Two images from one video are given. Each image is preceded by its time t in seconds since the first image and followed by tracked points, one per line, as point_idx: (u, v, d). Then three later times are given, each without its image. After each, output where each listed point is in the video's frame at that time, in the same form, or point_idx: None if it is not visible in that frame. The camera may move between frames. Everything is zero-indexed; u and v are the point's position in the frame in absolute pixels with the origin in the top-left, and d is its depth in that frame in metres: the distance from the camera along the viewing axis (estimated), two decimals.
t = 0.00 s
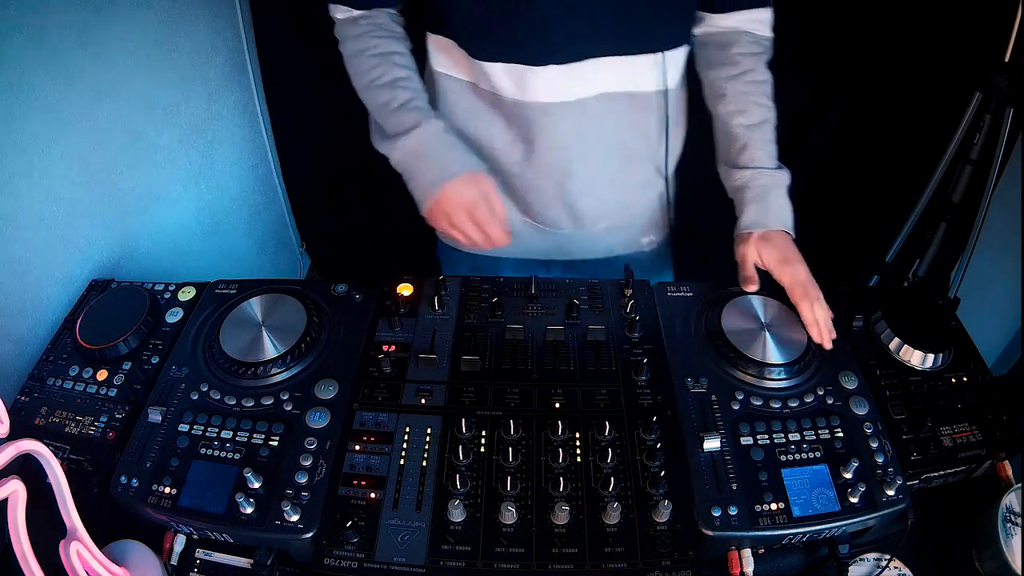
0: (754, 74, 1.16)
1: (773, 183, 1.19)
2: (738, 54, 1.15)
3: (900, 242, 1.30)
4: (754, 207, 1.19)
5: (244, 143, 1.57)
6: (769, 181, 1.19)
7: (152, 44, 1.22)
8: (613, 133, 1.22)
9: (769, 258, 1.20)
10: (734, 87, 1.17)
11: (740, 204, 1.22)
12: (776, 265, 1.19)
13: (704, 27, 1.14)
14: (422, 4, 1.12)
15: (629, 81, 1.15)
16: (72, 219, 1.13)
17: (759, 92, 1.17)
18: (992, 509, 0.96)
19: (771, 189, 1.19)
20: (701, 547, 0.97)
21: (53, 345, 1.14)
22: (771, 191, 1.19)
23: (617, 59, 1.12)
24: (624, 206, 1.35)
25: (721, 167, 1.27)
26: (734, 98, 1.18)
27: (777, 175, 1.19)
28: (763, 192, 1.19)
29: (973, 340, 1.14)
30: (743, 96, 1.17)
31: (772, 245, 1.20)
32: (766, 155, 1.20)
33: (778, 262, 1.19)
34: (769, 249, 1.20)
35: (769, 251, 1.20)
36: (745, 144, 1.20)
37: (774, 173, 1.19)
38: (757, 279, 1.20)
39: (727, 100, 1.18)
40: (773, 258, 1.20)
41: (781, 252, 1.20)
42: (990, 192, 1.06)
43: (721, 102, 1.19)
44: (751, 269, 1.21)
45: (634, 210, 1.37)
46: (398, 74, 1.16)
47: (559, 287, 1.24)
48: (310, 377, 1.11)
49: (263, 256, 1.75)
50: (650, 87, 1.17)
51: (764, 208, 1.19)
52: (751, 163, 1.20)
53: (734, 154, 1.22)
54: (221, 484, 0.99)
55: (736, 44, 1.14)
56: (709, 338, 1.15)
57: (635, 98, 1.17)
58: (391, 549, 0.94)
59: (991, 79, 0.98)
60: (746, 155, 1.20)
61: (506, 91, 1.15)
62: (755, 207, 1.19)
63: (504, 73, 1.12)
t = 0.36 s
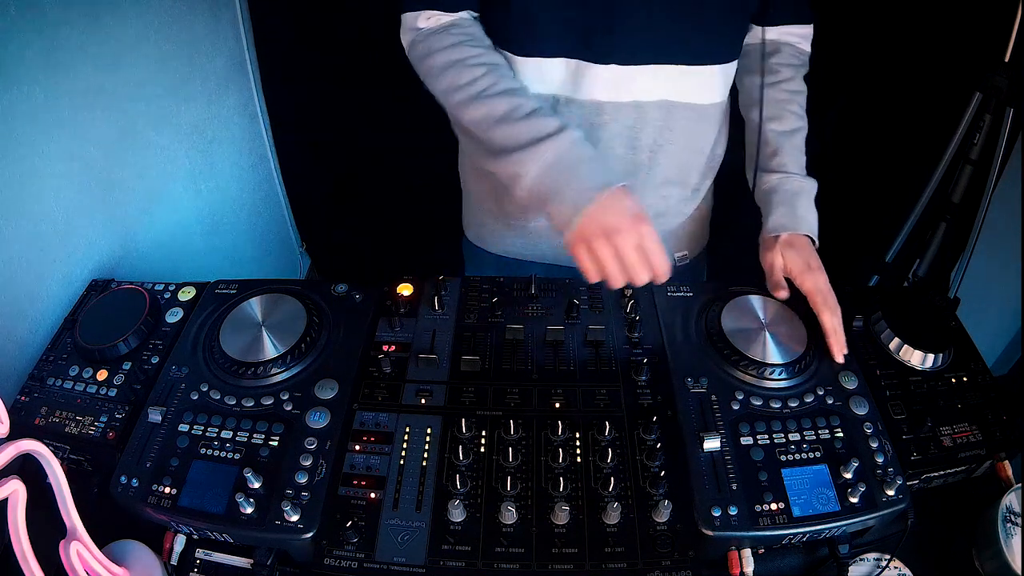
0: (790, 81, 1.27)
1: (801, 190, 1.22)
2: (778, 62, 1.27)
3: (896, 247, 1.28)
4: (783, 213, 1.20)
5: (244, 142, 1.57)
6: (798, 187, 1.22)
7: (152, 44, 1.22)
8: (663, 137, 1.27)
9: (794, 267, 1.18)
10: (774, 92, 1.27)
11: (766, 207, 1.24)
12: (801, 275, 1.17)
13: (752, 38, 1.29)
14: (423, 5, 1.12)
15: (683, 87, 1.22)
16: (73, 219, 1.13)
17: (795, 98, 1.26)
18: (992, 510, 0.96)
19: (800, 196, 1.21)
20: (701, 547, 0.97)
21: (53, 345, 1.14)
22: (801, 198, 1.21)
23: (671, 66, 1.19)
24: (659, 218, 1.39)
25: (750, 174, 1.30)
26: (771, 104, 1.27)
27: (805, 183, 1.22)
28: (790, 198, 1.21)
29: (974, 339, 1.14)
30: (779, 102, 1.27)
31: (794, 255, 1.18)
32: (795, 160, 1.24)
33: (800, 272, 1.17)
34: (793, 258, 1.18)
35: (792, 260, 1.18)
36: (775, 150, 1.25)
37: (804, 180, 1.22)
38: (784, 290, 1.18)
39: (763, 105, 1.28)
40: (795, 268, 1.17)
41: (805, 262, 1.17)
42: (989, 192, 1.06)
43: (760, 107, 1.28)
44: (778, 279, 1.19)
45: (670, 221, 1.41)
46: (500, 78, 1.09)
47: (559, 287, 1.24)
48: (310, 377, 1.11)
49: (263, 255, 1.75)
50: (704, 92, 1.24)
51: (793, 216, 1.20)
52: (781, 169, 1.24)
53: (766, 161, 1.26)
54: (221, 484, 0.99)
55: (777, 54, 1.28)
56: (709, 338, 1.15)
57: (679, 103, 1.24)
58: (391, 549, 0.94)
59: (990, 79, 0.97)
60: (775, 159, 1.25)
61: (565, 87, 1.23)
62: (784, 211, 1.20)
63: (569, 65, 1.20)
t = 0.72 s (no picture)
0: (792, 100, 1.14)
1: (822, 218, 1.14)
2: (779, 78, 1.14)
3: (896, 246, 1.30)
4: (800, 242, 1.14)
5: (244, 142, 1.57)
6: (821, 215, 1.14)
7: (152, 45, 1.22)
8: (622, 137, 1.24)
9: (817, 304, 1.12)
10: (776, 115, 1.15)
11: (784, 240, 1.16)
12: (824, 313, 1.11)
13: (742, 48, 1.13)
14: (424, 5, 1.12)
15: (649, 91, 1.16)
16: (72, 219, 1.13)
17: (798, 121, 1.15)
18: (991, 510, 0.96)
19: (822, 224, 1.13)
20: (701, 547, 0.97)
21: (53, 345, 1.14)
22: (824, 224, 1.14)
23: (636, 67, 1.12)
24: (624, 208, 1.39)
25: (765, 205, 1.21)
26: (777, 128, 1.16)
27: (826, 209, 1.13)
28: (809, 229, 1.13)
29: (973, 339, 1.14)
30: (785, 125, 1.15)
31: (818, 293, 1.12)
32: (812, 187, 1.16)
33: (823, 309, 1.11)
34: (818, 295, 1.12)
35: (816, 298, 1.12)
36: (788, 177, 1.16)
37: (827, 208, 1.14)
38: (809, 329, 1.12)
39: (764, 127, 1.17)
40: (819, 304, 1.12)
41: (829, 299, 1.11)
42: (989, 192, 1.06)
43: (764, 131, 1.17)
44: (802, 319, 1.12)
45: (634, 211, 1.40)
46: (427, 64, 1.24)
47: (559, 287, 1.24)
48: (310, 377, 1.11)
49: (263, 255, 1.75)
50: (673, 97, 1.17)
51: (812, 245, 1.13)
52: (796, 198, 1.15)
53: (779, 190, 1.18)
54: (221, 484, 0.99)
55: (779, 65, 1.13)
56: (709, 338, 1.15)
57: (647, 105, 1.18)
58: (391, 549, 0.94)
59: (991, 79, 0.98)
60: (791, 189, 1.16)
61: (526, 82, 1.18)
62: (803, 244, 1.13)
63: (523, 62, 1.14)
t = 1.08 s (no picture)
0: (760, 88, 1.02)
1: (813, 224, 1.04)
2: (745, 60, 1.02)
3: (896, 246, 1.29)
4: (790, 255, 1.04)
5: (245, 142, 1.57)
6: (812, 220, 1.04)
7: (152, 44, 1.22)
8: (550, 112, 1.19)
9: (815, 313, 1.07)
10: (748, 107, 1.03)
11: (774, 250, 1.06)
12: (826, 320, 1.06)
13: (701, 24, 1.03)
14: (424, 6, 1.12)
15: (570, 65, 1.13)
16: (72, 220, 1.13)
17: (770, 113, 1.03)
18: (992, 511, 0.96)
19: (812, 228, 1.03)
20: (701, 547, 0.97)
21: (53, 345, 1.14)
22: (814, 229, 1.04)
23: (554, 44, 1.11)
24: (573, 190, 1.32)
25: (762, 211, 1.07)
26: (749, 124, 1.04)
27: (814, 211, 1.03)
28: (796, 236, 1.03)
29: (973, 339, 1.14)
30: (757, 119, 1.03)
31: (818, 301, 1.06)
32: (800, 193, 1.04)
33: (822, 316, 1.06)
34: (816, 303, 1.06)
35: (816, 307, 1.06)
36: (770, 178, 1.04)
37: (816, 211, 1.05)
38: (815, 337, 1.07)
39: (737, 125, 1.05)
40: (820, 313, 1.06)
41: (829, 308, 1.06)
42: (989, 193, 1.07)
43: (737, 130, 1.06)
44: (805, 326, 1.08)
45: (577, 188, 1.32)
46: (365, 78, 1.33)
47: (559, 287, 1.24)
48: (310, 377, 1.11)
49: (264, 255, 1.76)
50: (599, 68, 1.13)
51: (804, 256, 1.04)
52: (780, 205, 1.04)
53: (761, 194, 1.06)
54: (221, 484, 0.99)
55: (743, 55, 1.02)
56: (709, 338, 1.15)
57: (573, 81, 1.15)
58: (391, 549, 0.94)
59: (991, 79, 0.97)
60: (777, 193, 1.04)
61: (441, 65, 1.17)
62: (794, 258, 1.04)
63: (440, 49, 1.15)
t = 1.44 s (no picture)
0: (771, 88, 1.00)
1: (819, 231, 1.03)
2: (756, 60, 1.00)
3: (894, 248, 1.27)
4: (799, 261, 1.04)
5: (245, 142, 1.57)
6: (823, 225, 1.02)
7: (152, 44, 1.22)
8: (557, 107, 1.18)
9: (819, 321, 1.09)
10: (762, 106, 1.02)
11: (783, 252, 1.06)
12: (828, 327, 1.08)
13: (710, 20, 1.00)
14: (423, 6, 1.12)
15: (573, 62, 1.11)
16: (72, 221, 1.13)
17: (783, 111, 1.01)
18: (992, 511, 0.96)
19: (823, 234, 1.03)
20: (701, 547, 0.97)
21: (53, 345, 1.14)
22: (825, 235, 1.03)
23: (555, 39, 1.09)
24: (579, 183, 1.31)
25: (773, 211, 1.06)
26: (760, 124, 1.03)
27: (824, 217, 1.02)
28: (805, 243, 1.03)
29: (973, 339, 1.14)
30: (768, 118, 1.02)
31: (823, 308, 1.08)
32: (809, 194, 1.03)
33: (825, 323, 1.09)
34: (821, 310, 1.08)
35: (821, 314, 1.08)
36: (781, 179, 1.03)
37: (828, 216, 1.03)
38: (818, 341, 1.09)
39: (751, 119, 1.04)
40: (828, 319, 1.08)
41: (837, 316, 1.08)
42: (988, 192, 1.07)
43: (749, 129, 1.04)
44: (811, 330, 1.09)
45: (582, 185, 1.31)
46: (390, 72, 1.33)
47: (559, 287, 1.24)
48: (310, 377, 1.11)
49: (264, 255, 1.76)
50: (605, 66, 1.11)
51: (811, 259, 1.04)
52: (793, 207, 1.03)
53: (773, 195, 1.05)
54: (221, 484, 0.99)
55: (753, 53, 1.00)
56: (709, 338, 1.15)
57: (577, 78, 1.13)
58: (391, 549, 0.94)
59: (991, 80, 0.97)
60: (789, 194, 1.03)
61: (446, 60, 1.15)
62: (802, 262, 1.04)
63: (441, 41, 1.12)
